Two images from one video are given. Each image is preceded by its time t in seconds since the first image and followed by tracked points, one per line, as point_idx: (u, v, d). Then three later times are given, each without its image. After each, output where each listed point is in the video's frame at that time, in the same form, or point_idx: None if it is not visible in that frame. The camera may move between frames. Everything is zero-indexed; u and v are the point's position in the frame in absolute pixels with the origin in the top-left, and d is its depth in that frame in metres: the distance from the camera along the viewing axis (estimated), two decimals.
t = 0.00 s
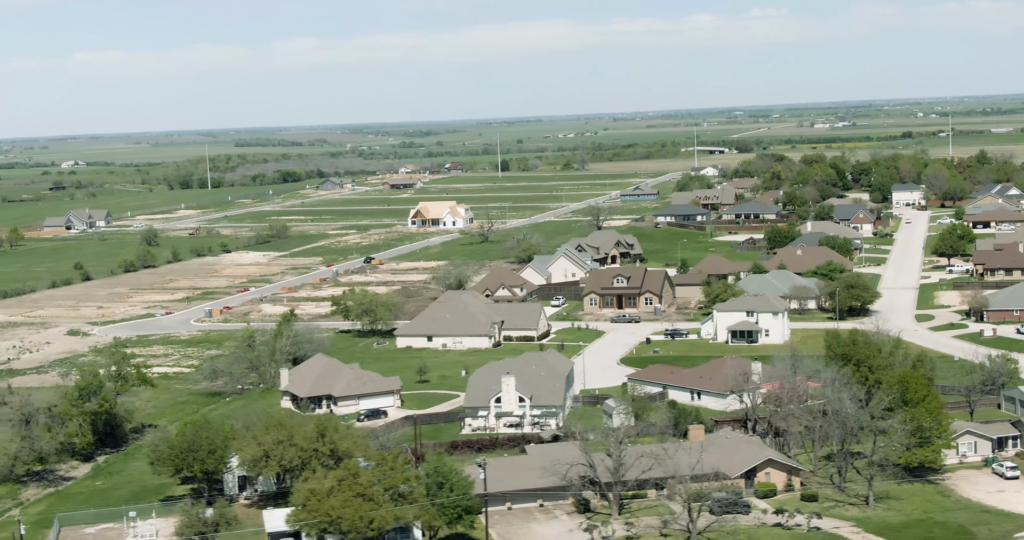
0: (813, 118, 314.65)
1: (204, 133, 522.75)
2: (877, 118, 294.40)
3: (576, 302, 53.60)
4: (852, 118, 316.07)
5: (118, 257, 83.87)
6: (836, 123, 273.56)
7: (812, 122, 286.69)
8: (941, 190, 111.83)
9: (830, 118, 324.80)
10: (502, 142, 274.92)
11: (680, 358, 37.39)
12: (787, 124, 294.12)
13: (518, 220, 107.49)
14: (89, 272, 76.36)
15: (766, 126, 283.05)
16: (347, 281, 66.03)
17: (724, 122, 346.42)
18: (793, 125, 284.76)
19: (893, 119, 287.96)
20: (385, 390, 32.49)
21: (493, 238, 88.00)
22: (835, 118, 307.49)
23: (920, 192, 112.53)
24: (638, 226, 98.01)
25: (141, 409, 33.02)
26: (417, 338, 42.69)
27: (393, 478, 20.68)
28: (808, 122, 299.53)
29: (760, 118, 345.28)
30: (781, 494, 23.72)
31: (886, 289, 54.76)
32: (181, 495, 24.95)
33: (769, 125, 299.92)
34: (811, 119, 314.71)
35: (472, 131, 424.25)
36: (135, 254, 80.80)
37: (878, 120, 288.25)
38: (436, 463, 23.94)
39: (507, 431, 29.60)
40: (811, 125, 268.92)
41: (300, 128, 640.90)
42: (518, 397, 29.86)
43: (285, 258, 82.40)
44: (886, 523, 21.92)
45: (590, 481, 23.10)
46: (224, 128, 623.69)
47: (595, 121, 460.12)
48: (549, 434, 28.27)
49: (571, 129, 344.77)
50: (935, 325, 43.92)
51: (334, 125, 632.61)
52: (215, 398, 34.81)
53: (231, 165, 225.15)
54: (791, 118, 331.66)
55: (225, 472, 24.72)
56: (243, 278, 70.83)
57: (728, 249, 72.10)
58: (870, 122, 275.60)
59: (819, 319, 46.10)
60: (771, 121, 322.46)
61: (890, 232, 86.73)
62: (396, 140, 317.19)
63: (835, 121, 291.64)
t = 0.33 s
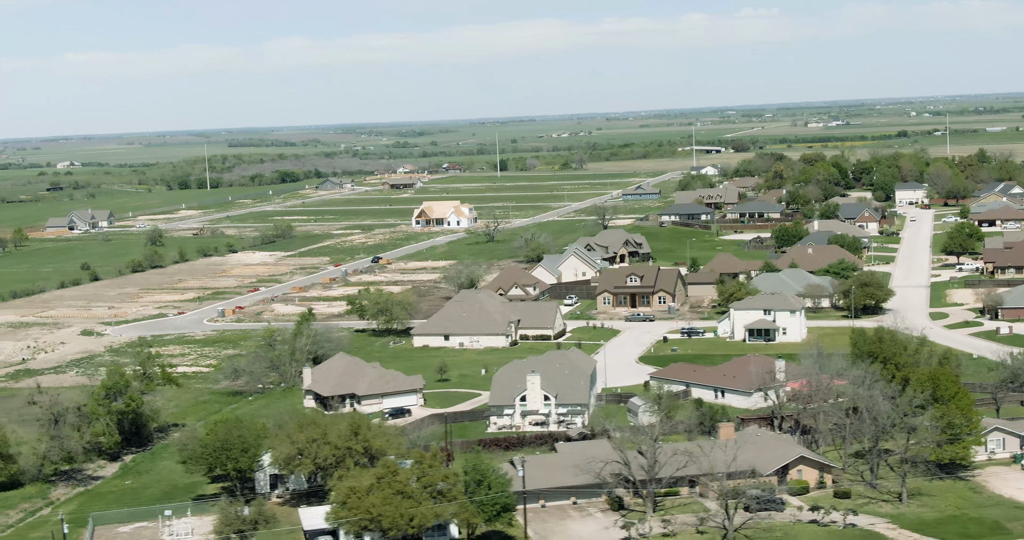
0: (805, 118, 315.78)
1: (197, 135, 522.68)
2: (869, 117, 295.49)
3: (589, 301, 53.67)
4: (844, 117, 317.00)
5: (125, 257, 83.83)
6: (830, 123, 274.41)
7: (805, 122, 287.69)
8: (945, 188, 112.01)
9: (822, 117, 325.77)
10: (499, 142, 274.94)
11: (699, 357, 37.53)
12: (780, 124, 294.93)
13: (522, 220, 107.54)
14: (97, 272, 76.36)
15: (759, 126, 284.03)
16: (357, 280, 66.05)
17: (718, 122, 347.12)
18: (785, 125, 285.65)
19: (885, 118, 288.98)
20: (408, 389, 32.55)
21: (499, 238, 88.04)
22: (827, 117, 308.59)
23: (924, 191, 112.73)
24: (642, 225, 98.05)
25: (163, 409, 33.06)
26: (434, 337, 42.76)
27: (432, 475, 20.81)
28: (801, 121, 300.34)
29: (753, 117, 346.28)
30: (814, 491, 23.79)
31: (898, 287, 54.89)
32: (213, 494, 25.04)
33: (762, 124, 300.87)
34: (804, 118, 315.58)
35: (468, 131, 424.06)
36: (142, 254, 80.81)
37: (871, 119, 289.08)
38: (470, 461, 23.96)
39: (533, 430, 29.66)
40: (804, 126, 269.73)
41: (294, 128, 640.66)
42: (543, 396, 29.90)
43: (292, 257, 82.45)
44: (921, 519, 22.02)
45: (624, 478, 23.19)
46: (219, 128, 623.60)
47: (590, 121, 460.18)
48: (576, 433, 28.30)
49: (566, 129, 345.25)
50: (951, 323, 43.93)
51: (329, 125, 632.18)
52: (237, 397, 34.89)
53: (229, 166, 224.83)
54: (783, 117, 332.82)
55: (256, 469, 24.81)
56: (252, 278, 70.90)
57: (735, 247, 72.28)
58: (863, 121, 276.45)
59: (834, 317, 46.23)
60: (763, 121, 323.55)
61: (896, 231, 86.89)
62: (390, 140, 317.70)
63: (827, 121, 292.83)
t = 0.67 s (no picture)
0: (799, 118, 316.30)
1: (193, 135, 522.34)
2: (863, 117, 296.14)
3: (602, 300, 53.77)
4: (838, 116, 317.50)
5: (132, 257, 83.83)
6: (823, 122, 275.05)
7: (800, 121, 288.21)
8: (949, 187, 112.08)
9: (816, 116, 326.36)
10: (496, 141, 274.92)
11: (718, 355, 37.67)
12: (772, 124, 295.63)
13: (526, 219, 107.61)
14: (106, 272, 76.40)
15: (753, 126, 284.70)
16: (367, 280, 66.12)
17: (713, 121, 347.43)
18: (779, 124, 286.32)
19: (880, 118, 289.54)
20: (431, 387, 32.64)
21: (505, 237, 88.04)
22: (822, 117, 309.13)
23: (927, 190, 112.84)
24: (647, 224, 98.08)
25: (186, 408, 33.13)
26: (451, 337, 42.88)
27: (469, 473, 20.84)
28: (796, 120, 300.89)
29: (748, 117, 346.84)
30: (845, 488, 23.87)
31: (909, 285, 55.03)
32: (244, 492, 25.17)
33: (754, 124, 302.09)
34: (799, 118, 316.15)
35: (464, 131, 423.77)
36: (150, 254, 80.83)
37: (865, 119, 289.50)
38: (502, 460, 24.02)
39: (558, 428, 29.73)
40: (798, 125, 270.04)
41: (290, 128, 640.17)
42: (568, 394, 29.95)
43: (300, 257, 82.49)
44: (955, 515, 22.06)
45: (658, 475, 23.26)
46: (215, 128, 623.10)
47: (587, 121, 460.17)
48: (603, 431, 28.35)
49: (562, 129, 345.51)
50: (965, 321, 43.92)
51: (325, 125, 631.52)
52: (259, 396, 34.97)
53: (228, 166, 224.60)
54: (778, 117, 333.40)
55: (288, 467, 24.90)
56: (262, 277, 70.96)
57: (744, 246, 72.37)
58: (858, 120, 276.84)
59: (849, 315, 46.34)
60: (758, 120, 324.00)
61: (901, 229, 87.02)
62: (385, 140, 317.85)
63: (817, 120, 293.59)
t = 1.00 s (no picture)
0: (796, 117, 316.76)
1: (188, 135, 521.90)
2: (859, 116, 296.28)
3: (615, 298, 53.81)
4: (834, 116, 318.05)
5: (139, 258, 83.87)
6: (820, 121, 275.46)
7: (795, 120, 288.69)
8: (952, 186, 112.23)
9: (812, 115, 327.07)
10: (493, 141, 274.86)
11: (737, 354, 37.80)
12: (768, 123, 296.14)
13: (531, 218, 107.72)
14: (113, 272, 76.43)
15: (750, 125, 284.96)
16: (377, 279, 66.19)
17: (709, 119, 347.82)
18: (775, 123, 286.81)
19: (875, 117, 289.30)
20: (454, 386, 32.73)
21: (511, 236, 88.09)
22: (819, 116, 309.52)
23: (931, 188, 112.95)
24: (652, 223, 98.22)
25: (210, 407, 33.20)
26: (467, 336, 42.96)
27: (507, 470, 20.92)
28: (792, 119, 301.26)
29: (744, 116, 347.19)
30: (877, 485, 24.00)
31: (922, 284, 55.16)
32: (275, 490, 25.31)
33: (750, 123, 302.76)
34: (796, 117, 316.58)
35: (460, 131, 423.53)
36: (157, 255, 80.88)
37: (861, 117, 289.65)
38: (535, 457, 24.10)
39: (583, 426, 29.79)
40: (795, 123, 270.56)
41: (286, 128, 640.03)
42: (593, 391, 30.00)
43: (307, 257, 82.55)
44: (989, 511, 22.14)
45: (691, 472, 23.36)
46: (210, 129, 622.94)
47: (583, 121, 460.01)
48: (631, 429, 28.44)
49: (559, 128, 345.50)
50: (980, 319, 44.01)
51: (321, 125, 631.30)
52: (280, 396, 35.10)
53: (226, 166, 224.36)
54: (775, 116, 333.69)
55: (319, 465, 25.02)
56: (271, 277, 71.01)
57: (751, 245, 72.49)
58: (854, 119, 277.29)
59: (863, 314, 46.50)
60: (755, 119, 324.39)
61: (907, 228, 87.25)
62: (381, 140, 318.03)
63: (813, 119, 294.11)
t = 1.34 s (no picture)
0: (791, 117, 316.97)
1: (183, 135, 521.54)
2: (854, 116, 296.30)
3: (627, 298, 53.94)
4: (828, 115, 318.28)
5: (145, 258, 83.86)
6: (815, 121, 276.01)
7: (791, 120, 288.93)
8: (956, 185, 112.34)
9: (806, 114, 327.41)
10: (490, 141, 274.83)
11: (755, 353, 37.85)
12: (763, 122, 296.61)
13: (535, 218, 107.80)
14: (121, 272, 76.45)
15: (745, 125, 285.47)
16: (387, 279, 66.25)
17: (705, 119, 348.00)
18: (770, 123, 287.17)
19: (871, 117, 289.38)
20: (476, 384, 32.77)
21: (517, 236, 88.16)
22: (814, 115, 309.84)
23: (935, 188, 113.00)
24: (657, 223, 98.34)
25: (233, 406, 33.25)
26: (484, 335, 43.06)
27: (545, 469, 20.98)
28: (787, 119, 301.71)
29: (739, 116, 347.41)
30: (908, 482, 24.10)
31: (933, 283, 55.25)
32: (305, 488, 25.41)
33: (745, 122, 303.15)
34: (791, 117, 316.75)
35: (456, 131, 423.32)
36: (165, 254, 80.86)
37: (857, 117, 289.65)
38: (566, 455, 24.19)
39: (608, 425, 29.85)
40: (790, 123, 271.09)
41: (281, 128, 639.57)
42: (618, 390, 30.04)
43: (315, 257, 82.59)
44: (1021, 509, 22.16)
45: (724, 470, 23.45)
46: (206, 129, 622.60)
47: (579, 122, 459.89)
48: (657, 427, 28.53)
49: (556, 128, 345.49)
50: (995, 318, 44.07)
51: (317, 125, 630.75)
52: (302, 395, 35.20)
53: (225, 166, 224.08)
54: (769, 117, 333.38)
55: (350, 464, 25.10)
56: (280, 277, 71.05)
57: (759, 244, 72.67)
58: (849, 119, 277.63)
59: (877, 313, 46.60)
60: (749, 118, 324.68)
61: (912, 227, 87.41)
62: (377, 140, 318.02)
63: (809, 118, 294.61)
